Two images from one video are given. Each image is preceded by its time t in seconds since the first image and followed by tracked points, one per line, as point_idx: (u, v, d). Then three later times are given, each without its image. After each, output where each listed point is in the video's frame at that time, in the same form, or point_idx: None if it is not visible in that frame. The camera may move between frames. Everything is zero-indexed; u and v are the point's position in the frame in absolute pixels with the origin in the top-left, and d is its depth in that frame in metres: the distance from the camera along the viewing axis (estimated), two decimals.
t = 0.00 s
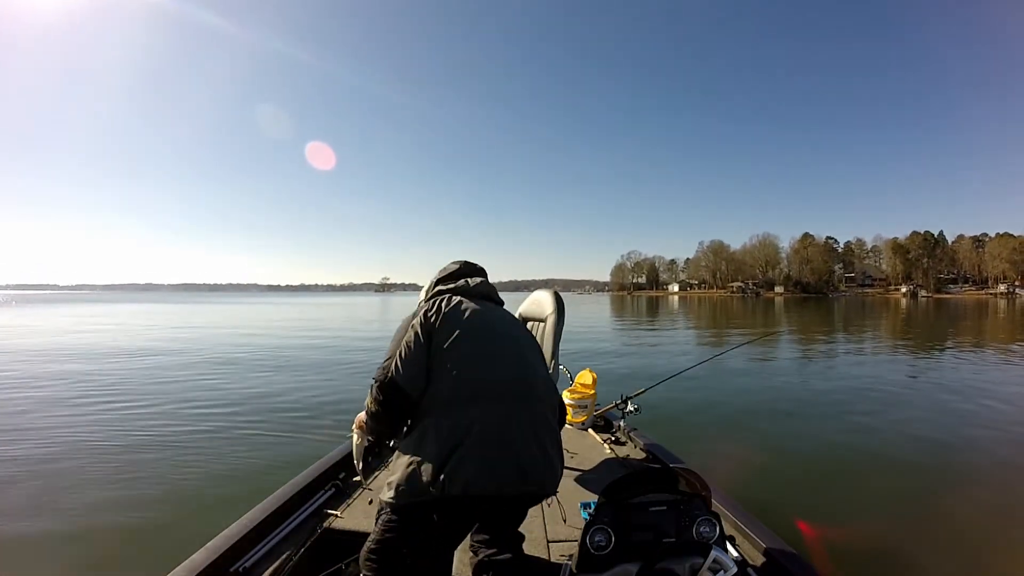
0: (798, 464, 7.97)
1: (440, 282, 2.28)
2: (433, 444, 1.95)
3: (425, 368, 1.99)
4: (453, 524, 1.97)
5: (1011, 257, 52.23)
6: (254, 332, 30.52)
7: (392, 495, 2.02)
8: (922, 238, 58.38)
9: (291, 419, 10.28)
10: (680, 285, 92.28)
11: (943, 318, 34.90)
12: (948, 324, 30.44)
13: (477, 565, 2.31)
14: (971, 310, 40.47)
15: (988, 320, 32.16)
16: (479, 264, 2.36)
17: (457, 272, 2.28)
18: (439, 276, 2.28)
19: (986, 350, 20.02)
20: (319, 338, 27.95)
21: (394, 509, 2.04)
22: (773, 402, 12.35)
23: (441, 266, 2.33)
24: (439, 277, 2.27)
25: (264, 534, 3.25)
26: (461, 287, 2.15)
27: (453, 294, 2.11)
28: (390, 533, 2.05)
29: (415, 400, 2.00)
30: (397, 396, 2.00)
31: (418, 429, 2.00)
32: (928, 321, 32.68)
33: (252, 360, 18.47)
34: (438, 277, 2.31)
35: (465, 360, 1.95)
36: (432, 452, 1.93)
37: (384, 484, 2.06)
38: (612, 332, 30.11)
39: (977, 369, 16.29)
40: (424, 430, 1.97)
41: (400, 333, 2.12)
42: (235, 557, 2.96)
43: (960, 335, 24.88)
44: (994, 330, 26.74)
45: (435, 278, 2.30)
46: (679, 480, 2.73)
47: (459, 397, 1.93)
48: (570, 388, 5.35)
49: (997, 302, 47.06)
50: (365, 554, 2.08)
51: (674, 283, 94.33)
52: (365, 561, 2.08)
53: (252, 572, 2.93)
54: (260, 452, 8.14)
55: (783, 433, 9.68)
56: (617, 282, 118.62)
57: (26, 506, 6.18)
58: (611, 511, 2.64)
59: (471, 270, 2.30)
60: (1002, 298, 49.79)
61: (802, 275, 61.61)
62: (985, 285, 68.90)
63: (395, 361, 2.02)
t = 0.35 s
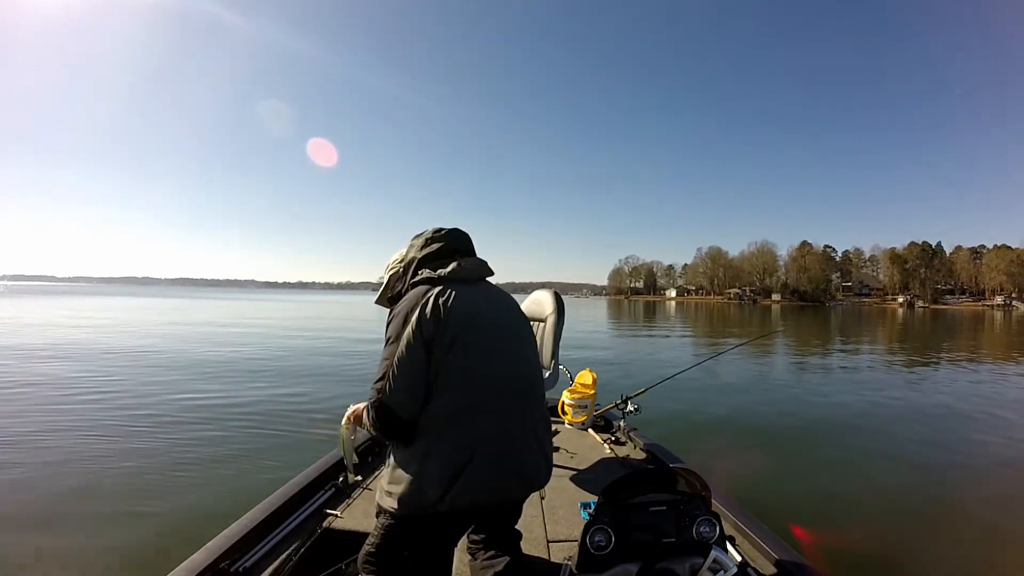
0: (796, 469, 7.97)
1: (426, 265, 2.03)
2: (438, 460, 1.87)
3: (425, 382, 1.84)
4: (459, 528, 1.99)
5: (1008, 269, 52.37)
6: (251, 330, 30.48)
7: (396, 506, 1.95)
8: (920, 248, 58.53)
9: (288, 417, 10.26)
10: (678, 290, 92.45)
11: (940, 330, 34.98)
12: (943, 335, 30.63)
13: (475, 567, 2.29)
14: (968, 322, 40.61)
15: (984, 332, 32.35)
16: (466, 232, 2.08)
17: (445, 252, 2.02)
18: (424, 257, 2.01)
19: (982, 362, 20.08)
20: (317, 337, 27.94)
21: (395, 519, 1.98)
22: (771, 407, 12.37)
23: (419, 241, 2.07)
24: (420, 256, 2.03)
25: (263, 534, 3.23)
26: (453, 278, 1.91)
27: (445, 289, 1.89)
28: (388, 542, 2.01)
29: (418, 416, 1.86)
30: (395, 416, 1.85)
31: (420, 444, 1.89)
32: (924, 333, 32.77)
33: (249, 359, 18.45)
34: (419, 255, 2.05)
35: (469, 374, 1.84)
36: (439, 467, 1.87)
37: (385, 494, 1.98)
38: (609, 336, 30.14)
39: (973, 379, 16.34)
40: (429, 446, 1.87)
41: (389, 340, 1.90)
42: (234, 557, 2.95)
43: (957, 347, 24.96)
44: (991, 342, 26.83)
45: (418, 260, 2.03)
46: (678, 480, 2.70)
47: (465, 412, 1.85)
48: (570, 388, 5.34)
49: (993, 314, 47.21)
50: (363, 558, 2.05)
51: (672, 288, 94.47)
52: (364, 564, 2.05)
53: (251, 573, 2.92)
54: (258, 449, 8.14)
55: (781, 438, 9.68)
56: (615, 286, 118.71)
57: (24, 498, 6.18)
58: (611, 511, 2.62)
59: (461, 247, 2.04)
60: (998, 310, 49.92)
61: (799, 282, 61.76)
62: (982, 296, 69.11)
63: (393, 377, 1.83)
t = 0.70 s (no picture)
0: (795, 469, 7.96)
1: (419, 263, 2.02)
2: (440, 467, 1.87)
3: (426, 387, 1.84)
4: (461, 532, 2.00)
5: (1006, 268, 52.44)
6: (250, 331, 30.49)
7: (397, 513, 1.95)
8: (918, 247, 58.59)
9: (287, 418, 10.25)
10: (677, 290, 92.55)
11: (938, 329, 35.01)
12: (941, 334, 30.69)
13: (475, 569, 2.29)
14: (966, 321, 40.67)
15: (982, 331, 32.42)
16: (457, 227, 2.07)
17: (438, 249, 2.01)
18: (416, 256, 2.00)
19: (981, 361, 20.09)
20: (315, 338, 27.95)
21: (395, 524, 1.98)
22: (770, 407, 12.36)
23: (410, 239, 2.05)
24: (413, 256, 2.02)
25: (264, 534, 3.23)
26: (448, 278, 1.90)
27: (442, 291, 1.88)
28: (388, 546, 2.01)
29: (420, 423, 1.86)
30: (395, 422, 1.84)
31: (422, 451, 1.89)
32: (923, 332, 32.79)
33: (248, 360, 18.44)
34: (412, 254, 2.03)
35: (470, 379, 1.84)
36: (442, 473, 1.87)
37: (385, 500, 1.98)
38: (608, 336, 30.17)
39: (972, 378, 16.35)
40: (430, 452, 1.87)
41: (386, 344, 1.89)
42: (235, 557, 2.95)
43: (956, 346, 24.99)
44: (989, 342, 26.87)
45: (410, 259, 2.02)
46: (678, 480, 2.70)
47: (467, 417, 1.86)
48: (570, 388, 5.34)
49: (992, 313, 47.27)
50: (360, 561, 2.04)
51: (670, 288, 94.55)
52: (361, 567, 2.05)
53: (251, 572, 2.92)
54: (257, 451, 8.13)
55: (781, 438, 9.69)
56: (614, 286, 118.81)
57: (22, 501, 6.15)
58: (611, 511, 2.62)
59: (452, 244, 2.04)
60: (996, 309, 49.98)
61: (798, 282, 61.84)
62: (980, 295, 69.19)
63: (392, 384, 1.82)
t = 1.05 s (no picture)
0: (796, 466, 7.96)
1: (418, 263, 2.01)
2: (441, 469, 1.87)
3: (426, 389, 1.83)
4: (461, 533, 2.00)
5: (1005, 262, 52.46)
6: (248, 331, 30.53)
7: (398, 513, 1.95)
8: (917, 242, 58.60)
9: (287, 418, 10.26)
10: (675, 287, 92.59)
11: (936, 323, 35.04)
12: (940, 328, 30.71)
13: (476, 569, 2.29)
14: (964, 315, 40.70)
15: (981, 324, 32.42)
16: (455, 227, 2.07)
17: (436, 250, 2.01)
18: (415, 256, 2.00)
19: (980, 354, 20.11)
20: (314, 337, 27.98)
21: (397, 525, 1.98)
22: (769, 404, 12.37)
23: (409, 238, 2.05)
24: (412, 257, 2.01)
25: (263, 535, 3.23)
26: (447, 279, 1.90)
27: (442, 291, 1.88)
28: (391, 547, 2.01)
29: (419, 424, 1.86)
30: (398, 423, 1.84)
31: (424, 453, 1.89)
32: (920, 326, 32.82)
33: (247, 359, 18.45)
34: (412, 255, 2.03)
35: (471, 380, 1.84)
36: (442, 475, 1.87)
37: (386, 500, 1.98)
38: (607, 333, 30.22)
39: (970, 373, 16.37)
40: (432, 454, 1.87)
41: (387, 345, 1.89)
42: (234, 557, 2.95)
43: (954, 340, 25.03)
44: (988, 335, 26.90)
45: (409, 259, 2.02)
46: (678, 479, 2.71)
47: (469, 417, 1.86)
48: (570, 387, 5.33)
49: (990, 306, 47.27)
50: (361, 562, 2.04)
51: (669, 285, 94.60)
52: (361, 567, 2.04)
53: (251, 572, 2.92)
54: (257, 451, 8.13)
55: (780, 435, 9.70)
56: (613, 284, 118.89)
57: (22, 504, 6.15)
58: (611, 511, 2.61)
59: (451, 244, 2.04)
60: (995, 303, 49.97)
61: (796, 278, 61.88)
62: (979, 290, 69.29)
63: (393, 384, 1.82)
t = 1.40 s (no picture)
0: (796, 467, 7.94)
1: (423, 263, 2.01)
2: (444, 469, 1.87)
3: (430, 389, 1.83)
4: (464, 533, 1.99)
5: (1004, 262, 52.46)
6: (246, 329, 30.46)
7: (401, 512, 1.95)
8: (916, 241, 58.57)
9: (286, 417, 10.24)
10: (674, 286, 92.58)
11: (935, 323, 35.00)
12: (938, 328, 30.78)
13: (476, 569, 2.29)
14: (964, 314, 40.71)
15: (980, 325, 32.35)
16: (459, 227, 2.07)
17: (441, 250, 2.01)
18: (420, 256, 2.00)
19: (979, 354, 20.11)
20: (313, 336, 27.93)
21: (399, 523, 1.98)
22: (768, 404, 12.37)
23: (414, 238, 2.05)
24: (418, 257, 2.01)
25: (263, 535, 3.23)
26: (451, 278, 1.90)
27: (446, 291, 1.87)
28: (393, 546, 2.01)
29: (422, 423, 1.86)
30: (401, 421, 1.84)
31: (427, 453, 1.88)
32: (919, 325, 32.80)
33: (245, 358, 18.42)
34: (417, 255, 2.02)
35: (475, 379, 1.84)
36: (445, 474, 1.87)
37: (389, 499, 1.98)
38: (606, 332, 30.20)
39: (969, 373, 16.37)
40: (435, 453, 1.87)
41: (391, 344, 1.89)
42: (235, 557, 2.95)
43: (953, 340, 25.04)
44: (987, 335, 26.90)
45: (413, 260, 2.02)
46: (678, 479, 2.70)
47: (471, 416, 1.86)
48: (570, 388, 5.33)
49: (990, 306, 47.25)
50: (362, 561, 2.04)
51: (668, 284, 94.55)
52: (364, 566, 2.04)
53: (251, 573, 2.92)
54: (256, 450, 8.13)
55: (779, 435, 9.69)
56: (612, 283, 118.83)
57: (20, 503, 6.13)
58: (611, 511, 2.61)
59: (455, 244, 2.04)
60: (994, 303, 49.92)
61: (795, 277, 61.86)
62: (978, 289, 69.28)
63: (397, 383, 1.82)
